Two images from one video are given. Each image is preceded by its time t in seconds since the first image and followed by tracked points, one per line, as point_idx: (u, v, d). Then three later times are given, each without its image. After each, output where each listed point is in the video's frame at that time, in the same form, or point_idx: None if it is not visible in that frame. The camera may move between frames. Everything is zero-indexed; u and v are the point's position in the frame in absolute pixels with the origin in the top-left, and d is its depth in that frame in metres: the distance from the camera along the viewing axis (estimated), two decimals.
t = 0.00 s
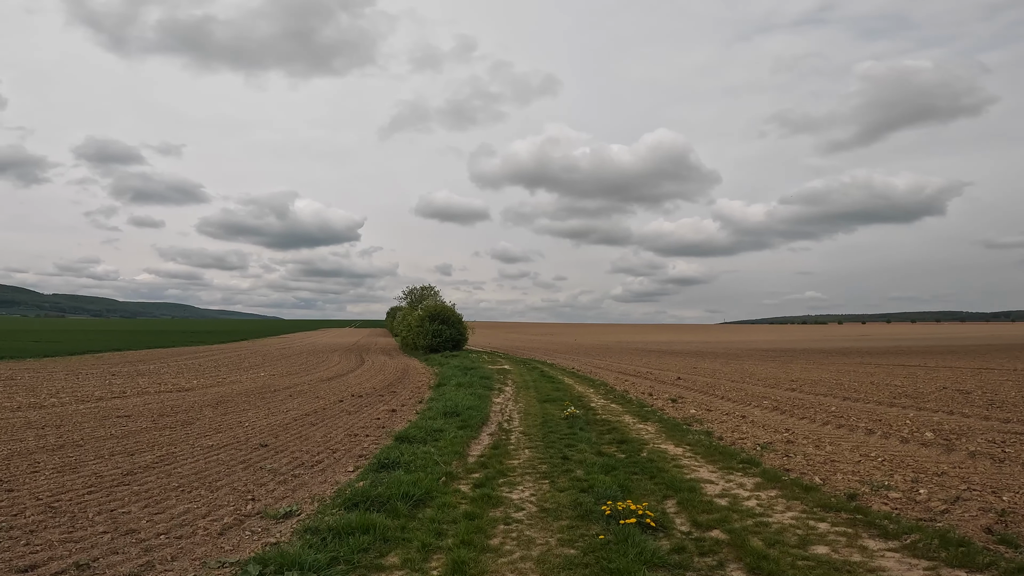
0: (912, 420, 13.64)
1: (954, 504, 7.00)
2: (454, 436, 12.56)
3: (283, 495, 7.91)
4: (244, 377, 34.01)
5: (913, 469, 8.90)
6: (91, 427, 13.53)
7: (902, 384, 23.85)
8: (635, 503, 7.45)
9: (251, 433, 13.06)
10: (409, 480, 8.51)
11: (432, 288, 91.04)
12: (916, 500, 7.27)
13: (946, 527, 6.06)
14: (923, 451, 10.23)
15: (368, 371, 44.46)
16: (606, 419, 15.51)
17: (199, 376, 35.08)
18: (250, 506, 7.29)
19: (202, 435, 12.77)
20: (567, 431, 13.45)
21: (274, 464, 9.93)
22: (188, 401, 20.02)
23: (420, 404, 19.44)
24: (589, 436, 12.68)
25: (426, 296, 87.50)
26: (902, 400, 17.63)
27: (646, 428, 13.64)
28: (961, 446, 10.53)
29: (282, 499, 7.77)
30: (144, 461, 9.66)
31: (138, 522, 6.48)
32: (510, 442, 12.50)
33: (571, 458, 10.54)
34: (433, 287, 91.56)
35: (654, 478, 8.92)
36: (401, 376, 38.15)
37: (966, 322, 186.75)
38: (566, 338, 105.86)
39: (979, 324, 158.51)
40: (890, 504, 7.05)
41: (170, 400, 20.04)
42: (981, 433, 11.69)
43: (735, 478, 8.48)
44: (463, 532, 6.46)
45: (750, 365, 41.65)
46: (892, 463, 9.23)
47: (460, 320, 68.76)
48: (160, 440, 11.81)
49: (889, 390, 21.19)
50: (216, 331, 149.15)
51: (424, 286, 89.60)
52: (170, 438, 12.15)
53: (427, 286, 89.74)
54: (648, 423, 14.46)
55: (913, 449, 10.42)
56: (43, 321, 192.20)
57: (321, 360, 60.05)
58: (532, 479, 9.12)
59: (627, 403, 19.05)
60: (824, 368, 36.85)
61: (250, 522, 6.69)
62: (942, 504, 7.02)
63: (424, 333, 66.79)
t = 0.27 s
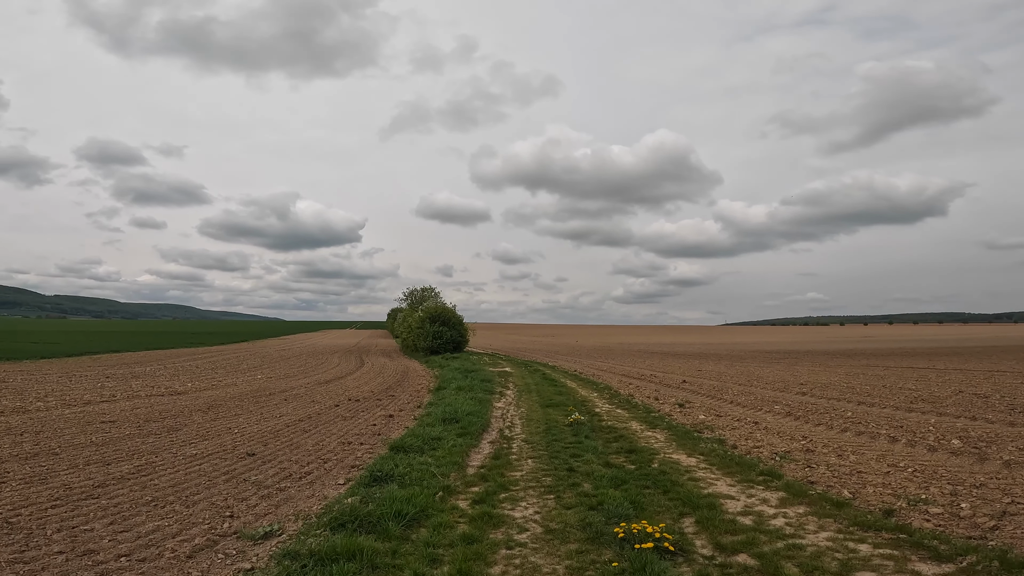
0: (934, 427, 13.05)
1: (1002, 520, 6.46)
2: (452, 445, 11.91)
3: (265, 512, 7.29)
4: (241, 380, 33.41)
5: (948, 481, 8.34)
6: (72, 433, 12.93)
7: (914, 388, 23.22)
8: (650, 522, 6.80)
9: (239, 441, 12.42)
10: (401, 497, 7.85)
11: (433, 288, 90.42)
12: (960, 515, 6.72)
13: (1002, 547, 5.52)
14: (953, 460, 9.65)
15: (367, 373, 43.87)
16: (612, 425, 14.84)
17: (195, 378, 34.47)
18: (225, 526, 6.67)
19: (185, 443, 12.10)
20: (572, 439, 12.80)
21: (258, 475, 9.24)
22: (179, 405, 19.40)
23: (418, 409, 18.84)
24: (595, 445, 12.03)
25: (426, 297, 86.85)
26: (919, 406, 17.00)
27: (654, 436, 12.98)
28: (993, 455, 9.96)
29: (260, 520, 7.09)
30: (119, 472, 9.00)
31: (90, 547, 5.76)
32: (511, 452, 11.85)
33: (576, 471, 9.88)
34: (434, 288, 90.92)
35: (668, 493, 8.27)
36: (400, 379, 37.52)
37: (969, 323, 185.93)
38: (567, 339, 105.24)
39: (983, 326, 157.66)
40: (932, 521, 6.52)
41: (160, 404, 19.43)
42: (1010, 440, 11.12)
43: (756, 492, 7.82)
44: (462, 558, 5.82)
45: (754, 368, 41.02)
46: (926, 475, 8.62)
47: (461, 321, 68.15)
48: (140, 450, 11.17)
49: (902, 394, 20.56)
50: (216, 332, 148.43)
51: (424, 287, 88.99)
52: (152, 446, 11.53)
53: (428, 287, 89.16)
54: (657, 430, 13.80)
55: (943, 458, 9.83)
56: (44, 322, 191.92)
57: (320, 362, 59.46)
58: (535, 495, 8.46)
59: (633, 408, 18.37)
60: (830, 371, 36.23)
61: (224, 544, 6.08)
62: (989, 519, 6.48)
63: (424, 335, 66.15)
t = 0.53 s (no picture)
0: (960, 428, 12.40)
1: None
2: (450, 448, 11.26)
3: (240, 523, 6.69)
4: (238, 380, 32.82)
5: (990, 485, 7.69)
6: (50, 435, 12.35)
7: (929, 388, 22.55)
8: (666, 536, 6.14)
9: (225, 443, 11.80)
10: (393, 507, 7.19)
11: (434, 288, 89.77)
12: (1012, 523, 6.08)
13: None
14: (990, 463, 9.00)
15: (367, 373, 43.26)
16: (619, 427, 14.18)
17: (191, 378, 33.91)
18: (193, 540, 6.08)
19: (167, 445, 11.47)
20: (578, 442, 12.12)
21: (238, 481, 8.59)
22: (169, 405, 18.79)
23: (417, 410, 18.20)
24: (602, 448, 11.36)
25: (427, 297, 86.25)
26: (938, 406, 16.33)
27: (664, 438, 12.32)
28: None
29: (233, 532, 6.42)
30: (89, 477, 8.42)
31: (33, 566, 5.08)
32: (513, 456, 11.19)
33: (583, 477, 9.21)
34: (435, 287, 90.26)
35: (684, 501, 7.59)
36: (400, 379, 36.92)
37: (973, 324, 184.82)
38: (569, 340, 104.58)
39: (988, 326, 156.58)
40: (984, 530, 5.88)
41: (150, 404, 18.83)
42: None
43: (782, 501, 7.16)
44: None
45: (760, 368, 40.34)
46: (965, 480, 7.96)
47: (462, 321, 67.45)
48: (118, 453, 10.53)
49: (918, 395, 19.87)
50: (217, 333, 147.98)
51: (425, 287, 88.36)
52: (132, 449, 10.92)
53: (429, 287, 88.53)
54: (666, 431, 13.14)
55: (977, 461, 9.18)
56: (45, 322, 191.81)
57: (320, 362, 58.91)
58: (538, 504, 7.80)
59: (640, 408, 17.71)
60: (838, 371, 35.52)
61: (187, 561, 5.49)
62: None
63: (425, 335, 65.58)
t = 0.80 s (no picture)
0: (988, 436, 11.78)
1: None
2: (447, 457, 10.66)
3: (210, 543, 6.13)
4: (234, 382, 32.24)
5: None
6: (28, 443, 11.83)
7: (944, 392, 21.89)
8: (683, 563, 5.50)
9: (210, 451, 11.23)
10: (382, 526, 6.59)
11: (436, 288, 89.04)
12: None
13: None
14: None
15: (366, 375, 42.65)
16: (626, 434, 13.54)
17: (187, 380, 33.35)
18: (153, 564, 5.55)
19: (148, 453, 10.86)
20: (583, 451, 11.45)
21: (217, 494, 7.99)
22: (159, 410, 18.22)
23: (416, 414, 17.59)
24: (608, 459, 10.70)
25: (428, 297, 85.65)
26: (958, 411, 15.69)
27: (674, 446, 11.69)
28: None
29: (202, 555, 5.81)
30: (57, 491, 7.91)
31: None
32: (514, 466, 10.58)
33: (589, 490, 8.59)
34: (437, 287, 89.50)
35: (700, 520, 6.94)
36: (400, 381, 36.34)
37: (978, 324, 183.72)
38: (572, 340, 103.92)
39: (993, 327, 155.50)
40: None
41: (140, 408, 18.26)
42: None
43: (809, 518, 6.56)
44: None
45: (766, 370, 39.69)
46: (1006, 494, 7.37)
47: (464, 322, 66.76)
48: (94, 462, 9.93)
49: (934, 399, 19.22)
50: (218, 333, 147.45)
51: (426, 287, 87.73)
52: (110, 458, 10.37)
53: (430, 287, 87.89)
54: (675, 439, 12.51)
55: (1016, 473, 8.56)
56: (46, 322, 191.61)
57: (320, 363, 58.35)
58: (541, 523, 7.18)
59: (646, 413, 17.06)
60: (847, 373, 34.85)
61: None
62: None
63: (426, 336, 65.01)
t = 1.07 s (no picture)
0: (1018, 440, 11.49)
1: None
2: (448, 461, 10.07)
3: (180, 558, 5.53)
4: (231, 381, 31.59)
5: None
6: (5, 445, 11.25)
7: (963, 392, 21.20)
8: None
9: (195, 453, 10.62)
10: (374, 539, 5.98)
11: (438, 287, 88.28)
12: None
13: None
14: None
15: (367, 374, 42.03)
16: (636, 435, 12.90)
17: (185, 379, 32.75)
18: None
19: (129, 456, 10.25)
20: (592, 454, 10.83)
21: (197, 502, 7.38)
22: (149, 409, 17.60)
23: (416, 415, 16.97)
24: (619, 463, 10.08)
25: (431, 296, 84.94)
26: (984, 412, 15.01)
27: (688, 449, 11.06)
28: None
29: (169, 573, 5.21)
30: (22, 498, 7.34)
31: None
32: (519, 470, 9.95)
33: (601, 498, 7.97)
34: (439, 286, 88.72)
35: (726, 532, 6.33)
36: (401, 380, 35.74)
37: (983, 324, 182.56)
38: (575, 339, 103.23)
39: (1000, 326, 154.25)
40: None
41: (130, 408, 17.64)
42: None
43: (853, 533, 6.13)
44: None
45: (774, 369, 38.99)
46: None
47: (466, 321, 66.14)
48: (70, 466, 9.34)
49: (955, 400, 18.55)
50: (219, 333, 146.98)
51: (429, 286, 87.05)
52: (87, 461, 9.77)
53: (433, 287, 87.22)
54: (689, 440, 11.87)
55: None
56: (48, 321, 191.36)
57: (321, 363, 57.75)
58: (550, 535, 6.55)
59: (655, 414, 16.41)
60: (858, 373, 34.11)
61: None
62: None
63: (428, 335, 64.39)
